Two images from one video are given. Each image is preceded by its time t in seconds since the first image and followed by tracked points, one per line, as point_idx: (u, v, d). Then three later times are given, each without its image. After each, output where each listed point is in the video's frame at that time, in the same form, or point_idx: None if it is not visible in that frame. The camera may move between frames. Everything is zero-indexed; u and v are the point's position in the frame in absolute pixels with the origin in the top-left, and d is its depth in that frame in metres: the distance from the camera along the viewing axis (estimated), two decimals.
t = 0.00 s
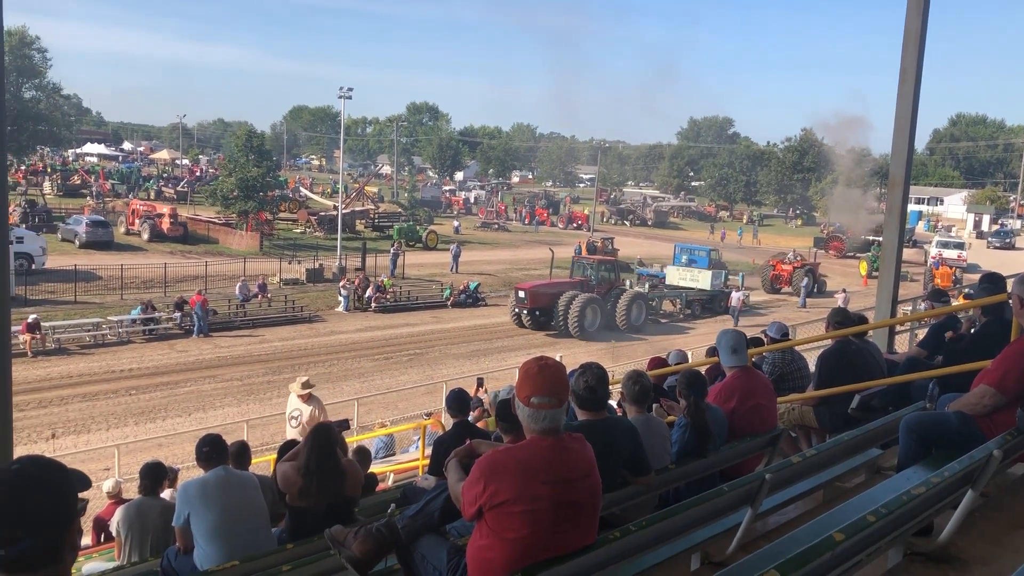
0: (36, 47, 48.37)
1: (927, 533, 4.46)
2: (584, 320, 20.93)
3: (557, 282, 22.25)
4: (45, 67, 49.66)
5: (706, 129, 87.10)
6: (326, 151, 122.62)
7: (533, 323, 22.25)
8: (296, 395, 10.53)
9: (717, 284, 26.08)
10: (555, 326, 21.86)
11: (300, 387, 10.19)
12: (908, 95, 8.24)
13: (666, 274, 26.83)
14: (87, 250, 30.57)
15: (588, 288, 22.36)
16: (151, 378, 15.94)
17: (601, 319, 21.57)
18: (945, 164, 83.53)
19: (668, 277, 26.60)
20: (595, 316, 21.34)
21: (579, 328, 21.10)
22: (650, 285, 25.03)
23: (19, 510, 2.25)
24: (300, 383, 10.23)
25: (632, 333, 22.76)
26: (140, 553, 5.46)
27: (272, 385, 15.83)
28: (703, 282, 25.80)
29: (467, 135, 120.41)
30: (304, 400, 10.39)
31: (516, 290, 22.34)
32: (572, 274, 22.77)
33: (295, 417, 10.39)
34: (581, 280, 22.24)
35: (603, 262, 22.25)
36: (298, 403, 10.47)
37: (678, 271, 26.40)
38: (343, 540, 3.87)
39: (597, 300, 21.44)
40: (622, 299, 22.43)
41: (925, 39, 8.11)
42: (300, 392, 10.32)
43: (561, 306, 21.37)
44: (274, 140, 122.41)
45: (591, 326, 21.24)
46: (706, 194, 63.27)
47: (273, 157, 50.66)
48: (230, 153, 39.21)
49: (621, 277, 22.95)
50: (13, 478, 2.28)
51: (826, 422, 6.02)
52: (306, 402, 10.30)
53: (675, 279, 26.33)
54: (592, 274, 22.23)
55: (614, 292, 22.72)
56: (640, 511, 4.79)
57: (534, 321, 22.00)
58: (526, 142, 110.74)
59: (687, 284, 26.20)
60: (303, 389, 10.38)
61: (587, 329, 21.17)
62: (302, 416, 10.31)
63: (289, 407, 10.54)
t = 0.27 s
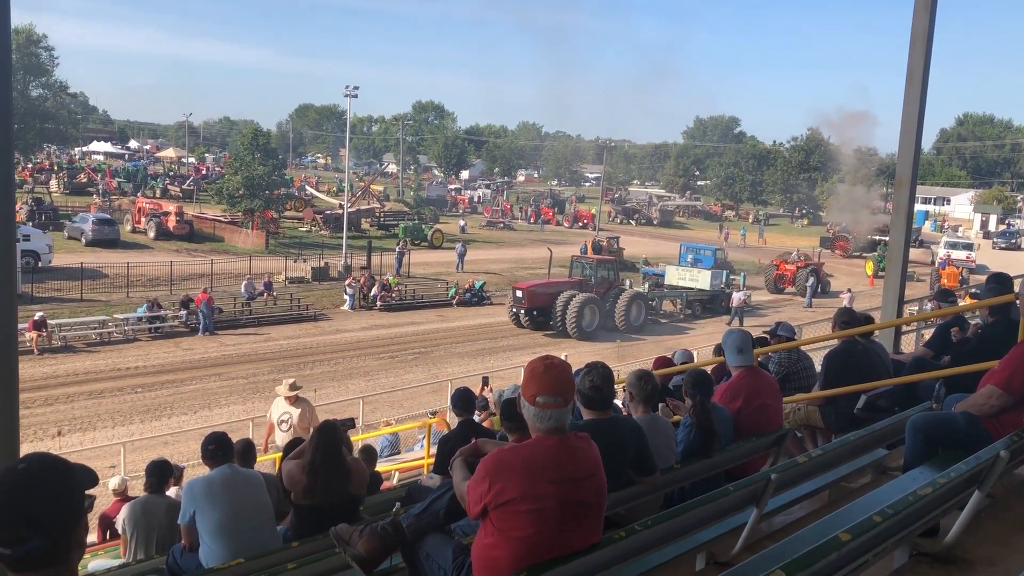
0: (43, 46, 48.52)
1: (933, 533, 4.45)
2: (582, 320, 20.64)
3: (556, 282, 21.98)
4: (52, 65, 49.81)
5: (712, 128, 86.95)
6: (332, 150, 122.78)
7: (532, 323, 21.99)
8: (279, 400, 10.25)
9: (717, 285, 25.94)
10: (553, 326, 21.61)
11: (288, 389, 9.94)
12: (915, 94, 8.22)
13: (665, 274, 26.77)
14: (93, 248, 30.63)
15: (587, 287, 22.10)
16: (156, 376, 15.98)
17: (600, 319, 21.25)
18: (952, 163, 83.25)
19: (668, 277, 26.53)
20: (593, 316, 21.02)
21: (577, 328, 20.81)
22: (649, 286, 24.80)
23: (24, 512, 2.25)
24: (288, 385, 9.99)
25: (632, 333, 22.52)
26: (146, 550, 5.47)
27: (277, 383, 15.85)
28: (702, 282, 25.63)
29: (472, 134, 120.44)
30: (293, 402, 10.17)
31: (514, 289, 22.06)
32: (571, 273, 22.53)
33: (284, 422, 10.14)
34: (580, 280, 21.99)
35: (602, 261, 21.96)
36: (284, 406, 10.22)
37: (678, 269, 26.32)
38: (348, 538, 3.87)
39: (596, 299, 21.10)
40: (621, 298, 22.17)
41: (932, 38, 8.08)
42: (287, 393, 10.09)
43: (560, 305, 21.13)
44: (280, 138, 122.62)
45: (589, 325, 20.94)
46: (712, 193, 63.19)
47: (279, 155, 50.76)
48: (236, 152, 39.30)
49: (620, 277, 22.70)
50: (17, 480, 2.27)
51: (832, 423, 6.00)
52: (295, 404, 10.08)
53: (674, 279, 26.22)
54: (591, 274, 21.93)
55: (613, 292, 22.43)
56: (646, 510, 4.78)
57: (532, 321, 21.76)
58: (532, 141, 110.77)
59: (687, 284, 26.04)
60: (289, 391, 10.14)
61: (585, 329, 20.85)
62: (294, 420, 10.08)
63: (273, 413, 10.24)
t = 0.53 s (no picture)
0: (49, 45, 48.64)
1: (939, 533, 4.44)
2: (578, 320, 20.39)
3: (553, 282, 21.80)
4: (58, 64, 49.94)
5: (717, 128, 86.87)
6: (337, 149, 122.90)
7: (529, 323, 21.78)
8: (270, 402, 10.07)
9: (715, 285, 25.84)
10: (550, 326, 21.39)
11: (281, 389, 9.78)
12: (921, 93, 8.19)
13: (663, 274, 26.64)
14: (98, 246, 30.69)
15: (584, 287, 21.90)
16: (161, 374, 16.00)
17: (598, 319, 20.96)
18: (958, 163, 83.03)
19: (666, 276, 26.45)
20: (591, 317, 20.73)
21: (574, 328, 20.55)
22: (647, 286, 24.62)
23: (30, 511, 2.25)
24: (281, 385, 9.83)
25: (630, 334, 22.19)
26: (151, 548, 5.48)
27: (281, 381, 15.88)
28: (700, 281, 25.54)
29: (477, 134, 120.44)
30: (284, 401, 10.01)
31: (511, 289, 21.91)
32: (569, 273, 22.36)
33: (280, 423, 10.01)
34: (578, 280, 21.77)
35: (600, 260, 21.77)
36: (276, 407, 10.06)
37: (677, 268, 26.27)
38: (353, 536, 3.87)
39: (593, 299, 20.85)
40: (619, 298, 21.93)
41: (938, 37, 8.06)
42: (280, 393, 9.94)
43: (557, 305, 20.93)
44: (284, 138, 122.78)
45: (586, 325, 20.67)
46: (717, 192, 63.11)
47: (284, 154, 50.84)
48: (242, 151, 39.39)
49: (619, 278, 22.49)
50: (22, 477, 2.27)
51: (837, 422, 5.99)
52: (290, 405, 9.97)
53: (672, 279, 26.13)
54: (589, 273, 21.72)
55: (610, 292, 22.18)
56: (650, 510, 4.78)
57: (529, 321, 21.60)
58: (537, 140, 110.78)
59: (685, 284, 25.94)
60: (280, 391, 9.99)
61: (583, 329, 20.63)
62: (291, 420, 9.98)
63: (264, 416, 10.05)
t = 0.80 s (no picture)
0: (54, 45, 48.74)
1: (945, 533, 4.43)
2: (575, 321, 20.34)
3: (550, 282, 21.72)
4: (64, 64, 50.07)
5: (722, 127, 86.81)
6: (341, 148, 123.00)
7: (526, 323, 21.72)
8: (269, 406, 10.01)
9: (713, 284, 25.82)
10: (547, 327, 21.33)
11: (282, 395, 9.74)
12: (926, 94, 8.18)
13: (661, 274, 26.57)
14: (103, 246, 30.77)
15: (582, 287, 21.70)
16: (166, 373, 16.04)
17: (596, 319, 20.97)
18: (963, 163, 82.86)
19: (664, 277, 26.34)
20: (587, 317, 20.72)
21: (571, 329, 20.52)
22: (646, 286, 24.40)
23: (36, 509, 2.26)
24: (282, 391, 9.77)
25: (628, 335, 22.02)
26: (156, 546, 5.50)
27: (286, 380, 15.91)
28: (699, 282, 25.51)
29: (481, 133, 120.43)
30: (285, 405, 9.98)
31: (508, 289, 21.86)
32: (566, 272, 22.17)
33: (281, 427, 10.01)
34: (575, 280, 21.62)
35: (598, 260, 21.62)
36: (276, 410, 10.02)
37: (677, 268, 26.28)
38: (357, 535, 3.87)
39: (590, 300, 20.80)
40: (617, 298, 21.74)
41: (944, 38, 8.05)
42: (280, 397, 9.90)
43: (553, 305, 20.83)
44: (289, 137, 122.93)
45: (582, 326, 20.65)
46: (722, 192, 63.07)
47: (288, 154, 50.94)
48: (247, 150, 39.49)
49: (616, 278, 22.29)
50: (29, 475, 2.29)
51: (842, 422, 5.99)
52: (291, 408, 9.96)
53: (670, 279, 26.04)
54: (587, 274, 21.59)
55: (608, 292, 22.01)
56: (654, 509, 4.78)
57: (527, 321, 21.54)
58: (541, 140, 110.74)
59: (683, 284, 25.88)
60: (280, 395, 9.93)
61: (580, 330, 20.60)
62: (293, 423, 9.98)
63: (264, 419, 10.02)
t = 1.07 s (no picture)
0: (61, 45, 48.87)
1: (951, 534, 4.42)
2: (572, 322, 20.17)
3: (547, 281, 21.32)
4: (71, 64, 50.21)
5: (728, 127, 86.75)
6: (347, 148, 123.14)
7: (523, 325, 21.43)
8: (274, 409, 10.06)
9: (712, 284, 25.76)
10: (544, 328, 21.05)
11: (293, 397, 9.86)
12: (933, 93, 8.16)
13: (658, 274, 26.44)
14: (110, 245, 30.85)
15: (580, 288, 21.28)
16: (172, 373, 16.07)
17: (593, 320, 20.82)
18: (970, 163, 82.69)
19: (661, 277, 26.16)
20: (584, 318, 20.53)
21: (568, 330, 20.34)
22: (646, 288, 24.12)
23: (42, 506, 2.27)
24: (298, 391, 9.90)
25: (626, 336, 21.70)
26: (162, 545, 5.50)
27: (291, 380, 15.94)
28: (696, 282, 25.39)
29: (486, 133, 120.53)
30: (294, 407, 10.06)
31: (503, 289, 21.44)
32: (564, 272, 21.77)
33: (289, 429, 10.09)
34: (573, 281, 21.31)
35: (596, 261, 21.18)
36: (281, 412, 10.08)
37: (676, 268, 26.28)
38: (363, 535, 3.87)
39: (588, 300, 20.63)
40: (615, 299, 21.41)
41: (951, 38, 8.03)
42: (289, 399, 10.00)
43: (550, 306, 20.60)
44: (295, 136, 123.07)
45: (579, 326, 20.47)
46: (727, 192, 62.99)
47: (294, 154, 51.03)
48: (252, 150, 39.56)
49: (615, 278, 21.88)
50: (37, 474, 2.29)
51: (847, 422, 5.98)
52: (299, 411, 10.07)
53: (668, 279, 25.90)
54: (585, 274, 21.22)
55: (606, 293, 21.57)
56: (659, 510, 4.78)
57: (523, 322, 21.25)
58: (546, 140, 110.78)
59: (681, 284, 25.75)
60: (288, 398, 10.04)
61: (576, 330, 20.44)
62: (300, 426, 10.09)
63: (270, 422, 10.06)
